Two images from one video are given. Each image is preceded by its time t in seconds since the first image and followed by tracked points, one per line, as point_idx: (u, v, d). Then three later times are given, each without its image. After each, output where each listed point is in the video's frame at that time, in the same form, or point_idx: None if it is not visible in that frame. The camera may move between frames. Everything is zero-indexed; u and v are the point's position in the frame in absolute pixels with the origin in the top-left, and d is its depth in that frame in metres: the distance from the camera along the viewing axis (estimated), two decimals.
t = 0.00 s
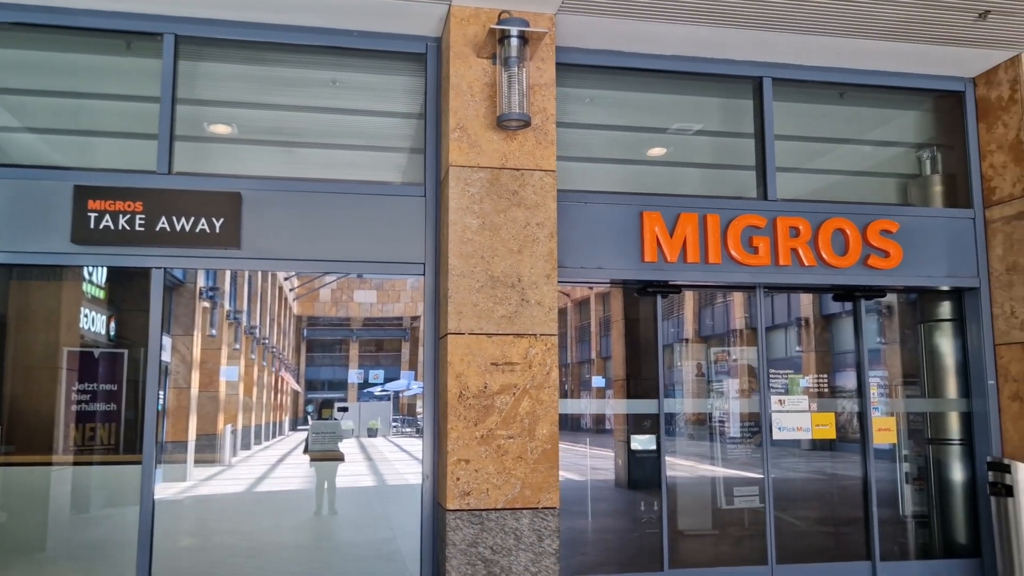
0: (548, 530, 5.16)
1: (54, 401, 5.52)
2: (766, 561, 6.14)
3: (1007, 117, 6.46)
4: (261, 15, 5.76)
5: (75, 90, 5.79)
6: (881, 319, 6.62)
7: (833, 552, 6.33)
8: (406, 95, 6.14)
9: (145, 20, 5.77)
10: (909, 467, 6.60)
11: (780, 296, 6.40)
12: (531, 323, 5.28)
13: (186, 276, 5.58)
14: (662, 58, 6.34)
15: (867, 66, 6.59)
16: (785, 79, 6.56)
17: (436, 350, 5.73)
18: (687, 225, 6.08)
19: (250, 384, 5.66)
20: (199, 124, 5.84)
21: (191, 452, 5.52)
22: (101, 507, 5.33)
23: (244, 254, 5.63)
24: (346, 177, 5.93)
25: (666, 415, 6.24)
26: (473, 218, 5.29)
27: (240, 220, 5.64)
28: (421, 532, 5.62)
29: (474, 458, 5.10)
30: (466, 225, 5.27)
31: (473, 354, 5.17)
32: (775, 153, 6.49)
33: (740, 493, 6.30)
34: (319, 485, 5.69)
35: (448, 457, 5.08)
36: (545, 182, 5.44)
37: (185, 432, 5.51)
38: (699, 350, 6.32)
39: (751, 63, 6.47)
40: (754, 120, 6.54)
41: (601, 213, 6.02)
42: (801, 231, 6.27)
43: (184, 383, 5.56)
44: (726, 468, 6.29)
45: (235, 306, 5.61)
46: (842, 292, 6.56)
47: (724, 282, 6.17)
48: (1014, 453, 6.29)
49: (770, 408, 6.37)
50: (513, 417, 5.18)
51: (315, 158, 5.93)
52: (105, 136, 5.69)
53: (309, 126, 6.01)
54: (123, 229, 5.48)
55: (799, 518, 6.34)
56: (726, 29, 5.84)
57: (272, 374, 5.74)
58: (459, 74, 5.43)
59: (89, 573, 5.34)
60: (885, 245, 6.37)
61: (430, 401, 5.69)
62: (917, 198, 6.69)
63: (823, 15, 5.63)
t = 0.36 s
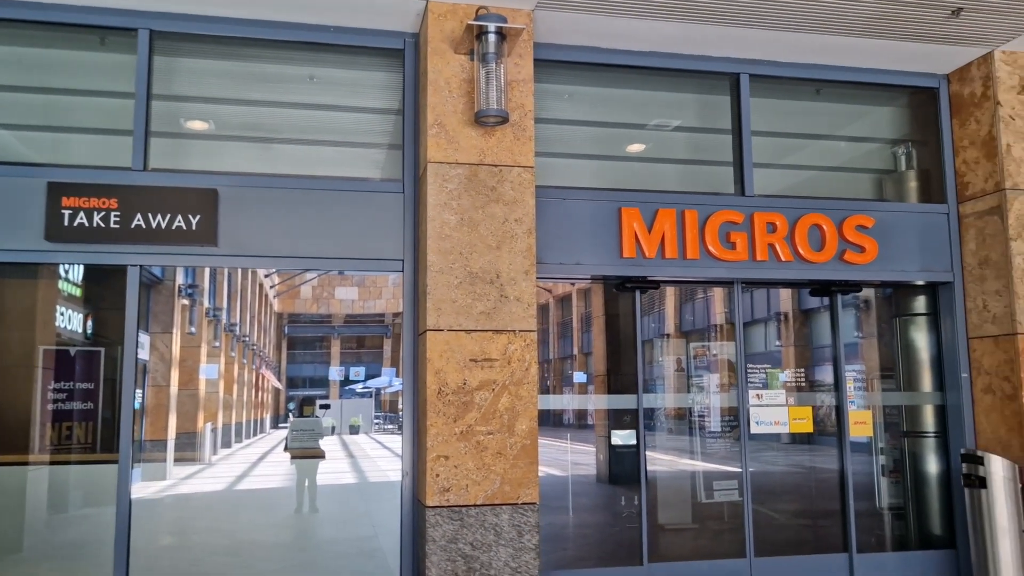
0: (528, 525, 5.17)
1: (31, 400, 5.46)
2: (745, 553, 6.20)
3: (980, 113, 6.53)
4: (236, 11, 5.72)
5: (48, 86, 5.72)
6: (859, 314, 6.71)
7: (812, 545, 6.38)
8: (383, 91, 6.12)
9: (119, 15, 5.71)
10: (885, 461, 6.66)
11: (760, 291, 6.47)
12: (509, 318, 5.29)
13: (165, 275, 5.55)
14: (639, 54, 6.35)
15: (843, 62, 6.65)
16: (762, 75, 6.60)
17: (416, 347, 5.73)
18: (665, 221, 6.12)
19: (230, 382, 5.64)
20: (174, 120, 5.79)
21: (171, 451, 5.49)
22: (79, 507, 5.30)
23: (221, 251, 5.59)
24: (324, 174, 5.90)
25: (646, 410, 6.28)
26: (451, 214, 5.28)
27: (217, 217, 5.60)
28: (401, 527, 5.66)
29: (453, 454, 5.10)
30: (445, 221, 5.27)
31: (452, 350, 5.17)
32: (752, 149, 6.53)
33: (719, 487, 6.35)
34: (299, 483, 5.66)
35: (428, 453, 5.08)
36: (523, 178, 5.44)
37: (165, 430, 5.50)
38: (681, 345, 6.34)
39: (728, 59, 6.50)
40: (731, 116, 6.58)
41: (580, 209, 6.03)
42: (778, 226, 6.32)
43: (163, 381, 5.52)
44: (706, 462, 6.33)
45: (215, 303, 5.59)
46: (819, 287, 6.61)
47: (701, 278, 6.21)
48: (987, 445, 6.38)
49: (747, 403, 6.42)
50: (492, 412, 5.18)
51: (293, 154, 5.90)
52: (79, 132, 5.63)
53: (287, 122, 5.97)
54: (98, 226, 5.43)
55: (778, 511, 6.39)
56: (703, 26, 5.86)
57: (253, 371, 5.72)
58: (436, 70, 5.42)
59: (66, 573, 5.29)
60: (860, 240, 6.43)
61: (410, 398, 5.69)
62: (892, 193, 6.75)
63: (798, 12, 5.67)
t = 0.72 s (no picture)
0: (506, 524, 5.18)
1: (5, 401, 5.41)
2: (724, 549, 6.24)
3: (953, 112, 6.59)
4: (212, 8, 5.68)
5: (21, 83, 5.65)
6: (837, 311, 6.77)
7: (789, 540, 6.43)
8: (362, 89, 6.10)
9: (93, 12, 5.65)
10: (862, 456, 6.74)
11: (740, 288, 6.51)
12: (488, 317, 5.29)
13: (143, 273, 5.52)
14: (618, 53, 6.37)
15: (819, 62, 6.70)
16: (740, 74, 6.64)
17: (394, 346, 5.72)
18: (644, 219, 6.14)
19: (211, 381, 5.62)
20: (150, 118, 5.75)
21: (150, 451, 5.46)
22: (55, 508, 5.25)
23: (197, 250, 5.55)
24: (302, 172, 5.87)
25: (628, 407, 6.30)
26: (429, 213, 5.28)
27: (193, 216, 5.56)
28: (381, 527, 5.62)
29: (432, 453, 5.10)
30: (423, 220, 5.26)
31: (430, 349, 5.17)
32: (730, 148, 6.57)
33: (698, 484, 6.38)
34: (279, 482, 5.63)
35: (406, 452, 5.08)
36: (501, 177, 5.44)
37: (144, 431, 5.46)
38: (664, 343, 6.38)
39: (706, 59, 6.54)
40: (709, 115, 6.61)
41: (559, 208, 6.04)
42: (755, 224, 6.36)
43: (141, 381, 5.48)
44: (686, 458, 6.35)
45: (195, 302, 5.59)
46: (795, 284, 6.66)
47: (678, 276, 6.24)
48: (961, 441, 6.44)
49: (726, 400, 6.45)
50: (471, 411, 5.18)
51: (271, 153, 5.87)
52: (52, 130, 5.57)
53: (265, 120, 5.94)
54: (72, 226, 5.37)
55: (756, 508, 6.43)
56: (680, 25, 5.89)
57: (233, 370, 5.72)
58: (414, 68, 5.41)
59: None
60: (837, 239, 6.48)
61: (388, 397, 5.69)
62: (868, 192, 6.82)
63: (774, 12, 5.70)
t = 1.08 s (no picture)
0: (487, 520, 5.18)
1: None
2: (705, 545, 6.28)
3: (930, 111, 6.64)
4: (190, 3, 5.63)
5: None
6: (819, 307, 6.80)
7: (770, 535, 6.47)
8: (342, 85, 6.07)
9: (69, 6, 5.58)
10: (841, 452, 6.78)
11: (723, 285, 6.54)
12: (468, 314, 5.28)
13: (124, 270, 5.46)
14: (599, 49, 6.37)
15: (799, 60, 6.73)
16: (720, 72, 6.66)
17: (374, 343, 5.70)
18: (624, 216, 6.16)
19: (192, 379, 5.58)
20: (128, 114, 5.69)
21: (131, 450, 5.43)
22: (34, 507, 5.20)
23: (176, 246, 5.51)
24: (282, 169, 5.84)
25: (612, 404, 6.33)
26: (409, 209, 5.26)
27: (170, 212, 5.51)
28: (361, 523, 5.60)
29: (412, 450, 5.09)
30: (403, 216, 5.25)
31: (410, 345, 5.16)
32: (710, 145, 6.59)
33: (681, 480, 6.40)
34: (261, 480, 5.61)
35: (386, 449, 5.06)
36: (482, 174, 5.43)
37: (124, 429, 5.42)
38: (648, 341, 6.41)
39: (687, 56, 6.55)
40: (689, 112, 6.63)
41: (540, 204, 6.04)
42: (735, 222, 6.39)
43: (122, 379, 5.44)
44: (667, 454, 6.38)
45: (176, 300, 5.52)
46: (776, 281, 6.67)
47: (658, 273, 6.26)
48: (938, 437, 6.50)
49: (704, 397, 6.47)
50: (451, 408, 5.18)
51: (250, 149, 5.83)
52: (27, 125, 5.50)
53: (244, 116, 5.90)
54: (48, 222, 5.31)
55: (737, 503, 6.47)
56: (661, 22, 5.90)
57: (215, 368, 5.67)
58: (394, 64, 5.39)
59: None
60: (816, 236, 6.52)
61: (368, 394, 5.67)
62: (847, 189, 6.87)
63: (754, 10, 5.72)
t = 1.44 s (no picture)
0: (466, 519, 5.18)
1: None
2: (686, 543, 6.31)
3: (907, 112, 6.70)
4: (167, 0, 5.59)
5: None
6: (800, 307, 6.87)
7: (750, 533, 6.51)
8: (321, 84, 6.05)
9: (44, 3, 5.54)
10: (819, 450, 6.83)
11: (706, 284, 6.57)
12: (447, 313, 5.28)
13: (103, 270, 5.45)
14: (579, 49, 6.38)
15: (778, 61, 6.77)
16: (700, 72, 6.69)
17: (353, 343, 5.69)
18: (603, 216, 6.18)
19: (174, 378, 5.56)
20: (104, 112, 5.65)
21: (111, 450, 5.38)
22: (11, 508, 5.17)
23: (153, 245, 5.48)
24: (260, 167, 5.81)
25: (596, 403, 6.35)
26: (388, 208, 5.25)
27: (147, 211, 5.48)
28: (339, 522, 5.59)
29: (391, 450, 5.08)
30: (381, 215, 5.24)
31: (389, 345, 5.15)
32: (690, 145, 6.62)
33: (661, 478, 6.43)
34: (242, 480, 5.59)
35: (365, 449, 5.06)
36: (461, 173, 5.43)
37: (104, 429, 5.37)
38: (632, 340, 6.43)
39: (666, 56, 6.58)
40: (669, 113, 6.66)
41: (520, 204, 6.05)
42: (714, 221, 6.43)
43: (102, 378, 5.41)
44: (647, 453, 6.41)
45: (157, 299, 5.53)
46: (753, 280, 6.71)
47: (637, 272, 6.27)
48: (913, 435, 6.56)
49: (684, 395, 6.49)
50: (430, 408, 5.18)
51: (228, 147, 5.80)
52: (2, 123, 5.44)
53: (223, 114, 5.86)
54: (23, 220, 5.27)
55: (718, 501, 6.51)
56: (639, 22, 5.92)
57: (198, 367, 5.66)
58: (373, 63, 5.38)
59: None
60: (794, 236, 6.57)
61: (348, 393, 5.66)
62: (826, 190, 6.92)
63: (731, 11, 5.76)
